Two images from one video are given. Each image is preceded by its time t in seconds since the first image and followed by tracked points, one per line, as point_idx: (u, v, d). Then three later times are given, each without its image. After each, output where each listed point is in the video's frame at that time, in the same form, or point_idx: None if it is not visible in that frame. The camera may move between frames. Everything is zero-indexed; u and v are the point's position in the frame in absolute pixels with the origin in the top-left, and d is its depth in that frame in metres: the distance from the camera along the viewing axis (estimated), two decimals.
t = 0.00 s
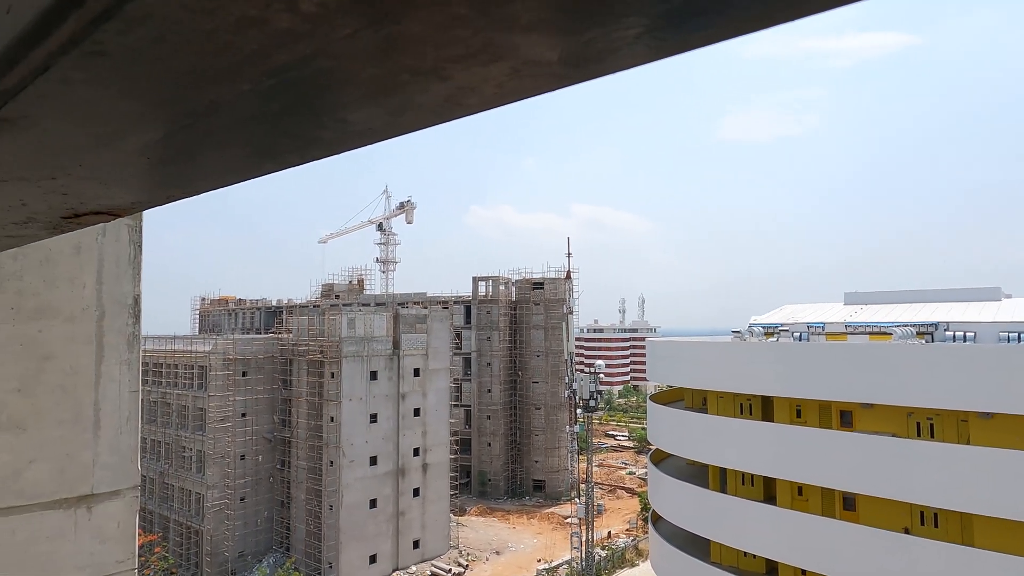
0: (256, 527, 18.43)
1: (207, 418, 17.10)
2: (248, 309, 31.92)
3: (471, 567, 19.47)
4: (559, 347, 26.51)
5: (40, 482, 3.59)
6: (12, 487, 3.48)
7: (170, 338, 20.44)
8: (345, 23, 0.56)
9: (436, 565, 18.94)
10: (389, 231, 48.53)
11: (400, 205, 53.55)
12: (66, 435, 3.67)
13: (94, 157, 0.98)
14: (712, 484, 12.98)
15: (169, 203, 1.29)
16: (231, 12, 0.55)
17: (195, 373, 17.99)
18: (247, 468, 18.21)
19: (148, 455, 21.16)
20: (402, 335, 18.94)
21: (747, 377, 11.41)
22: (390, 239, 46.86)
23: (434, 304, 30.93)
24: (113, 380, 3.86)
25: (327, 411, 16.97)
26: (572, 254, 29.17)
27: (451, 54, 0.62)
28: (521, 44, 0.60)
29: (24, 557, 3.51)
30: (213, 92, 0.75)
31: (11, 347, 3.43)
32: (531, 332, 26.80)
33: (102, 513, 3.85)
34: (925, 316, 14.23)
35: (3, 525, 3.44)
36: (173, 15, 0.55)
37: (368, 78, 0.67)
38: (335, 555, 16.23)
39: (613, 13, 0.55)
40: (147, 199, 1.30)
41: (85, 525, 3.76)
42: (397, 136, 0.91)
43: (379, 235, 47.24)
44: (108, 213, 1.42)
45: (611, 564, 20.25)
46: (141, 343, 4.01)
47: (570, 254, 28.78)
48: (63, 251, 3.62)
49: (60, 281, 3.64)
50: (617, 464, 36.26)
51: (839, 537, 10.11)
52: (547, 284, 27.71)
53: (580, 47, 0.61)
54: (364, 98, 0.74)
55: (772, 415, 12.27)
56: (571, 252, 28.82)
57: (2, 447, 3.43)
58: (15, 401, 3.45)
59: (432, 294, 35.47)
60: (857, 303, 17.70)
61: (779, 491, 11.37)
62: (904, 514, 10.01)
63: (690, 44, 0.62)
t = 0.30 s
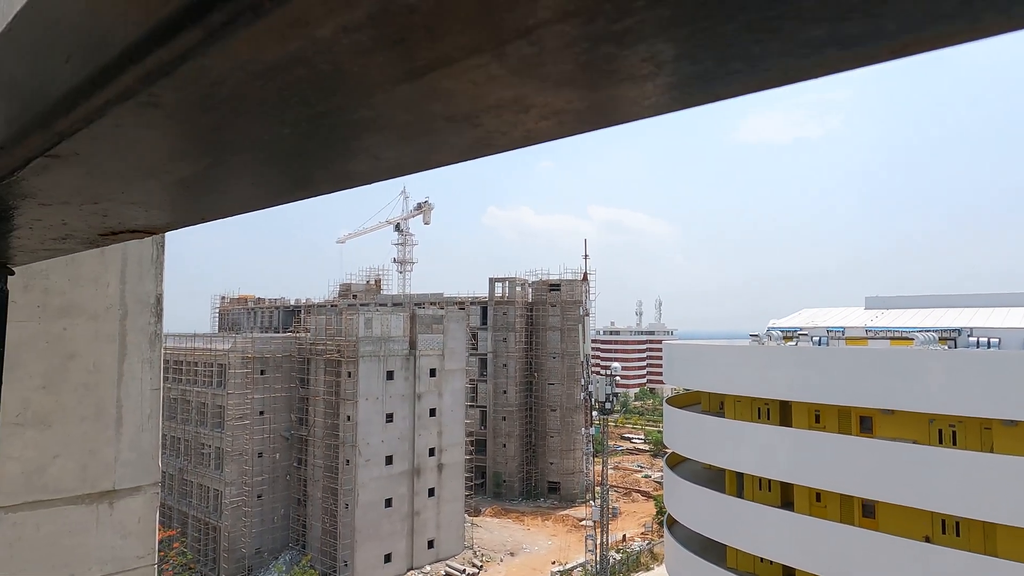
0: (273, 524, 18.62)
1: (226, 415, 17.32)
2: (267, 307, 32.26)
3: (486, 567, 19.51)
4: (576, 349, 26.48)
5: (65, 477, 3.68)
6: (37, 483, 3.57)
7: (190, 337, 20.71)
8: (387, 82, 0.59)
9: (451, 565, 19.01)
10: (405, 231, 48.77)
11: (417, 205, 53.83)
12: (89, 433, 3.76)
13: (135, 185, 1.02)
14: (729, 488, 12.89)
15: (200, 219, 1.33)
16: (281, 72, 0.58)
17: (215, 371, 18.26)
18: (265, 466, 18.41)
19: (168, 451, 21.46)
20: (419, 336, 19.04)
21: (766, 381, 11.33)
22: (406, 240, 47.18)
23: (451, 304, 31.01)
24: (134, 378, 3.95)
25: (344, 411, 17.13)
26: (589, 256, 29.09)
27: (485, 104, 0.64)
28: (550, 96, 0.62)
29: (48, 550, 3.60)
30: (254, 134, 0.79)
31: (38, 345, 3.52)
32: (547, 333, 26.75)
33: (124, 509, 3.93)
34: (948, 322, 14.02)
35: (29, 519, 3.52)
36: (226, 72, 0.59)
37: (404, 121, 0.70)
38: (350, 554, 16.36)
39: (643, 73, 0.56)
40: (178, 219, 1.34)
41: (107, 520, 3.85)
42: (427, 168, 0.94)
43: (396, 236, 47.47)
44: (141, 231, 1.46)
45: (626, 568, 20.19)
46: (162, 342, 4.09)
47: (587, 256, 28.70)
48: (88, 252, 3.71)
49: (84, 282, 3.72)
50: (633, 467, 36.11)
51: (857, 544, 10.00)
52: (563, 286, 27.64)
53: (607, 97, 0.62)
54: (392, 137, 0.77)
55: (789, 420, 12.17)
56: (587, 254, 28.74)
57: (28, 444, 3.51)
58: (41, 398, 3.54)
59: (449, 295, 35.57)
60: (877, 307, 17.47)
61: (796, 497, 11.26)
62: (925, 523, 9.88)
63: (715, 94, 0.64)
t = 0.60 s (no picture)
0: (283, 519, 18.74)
1: (238, 410, 17.46)
2: (280, 304, 32.46)
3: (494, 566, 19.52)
4: (586, 349, 26.43)
5: (79, 468, 3.72)
6: (52, 472, 3.61)
7: (203, 331, 20.89)
8: (399, 52, 0.59)
9: (459, 563, 19.05)
10: (418, 229, 48.88)
11: (430, 203, 53.93)
12: (104, 424, 3.80)
13: (151, 167, 1.03)
14: (739, 490, 12.83)
15: (215, 206, 1.34)
16: (291, 44, 0.59)
17: (227, 366, 18.41)
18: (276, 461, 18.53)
19: (181, 445, 21.65)
20: (430, 333, 19.07)
21: (778, 383, 11.26)
22: (419, 238, 47.30)
23: (462, 302, 31.05)
24: (148, 371, 3.99)
25: (354, 407, 17.20)
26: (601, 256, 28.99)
27: (496, 79, 0.64)
28: (561, 73, 0.62)
29: (62, 539, 3.64)
30: (267, 111, 0.79)
31: (54, 337, 3.56)
32: (558, 333, 26.71)
33: (136, 500, 3.98)
34: (964, 326, 13.85)
35: (44, 509, 3.57)
36: (240, 46, 0.59)
37: (416, 101, 0.71)
38: (359, 550, 16.43)
39: (653, 46, 0.56)
40: (193, 204, 1.35)
41: (119, 511, 3.90)
42: (438, 152, 0.95)
43: (409, 234, 47.58)
44: (157, 216, 1.48)
45: (634, 569, 20.14)
46: (176, 336, 4.13)
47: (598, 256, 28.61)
48: (104, 244, 3.76)
49: (100, 274, 3.76)
50: (643, 468, 35.99)
51: (868, 549, 9.91)
52: (575, 285, 27.59)
53: (617, 74, 0.63)
54: (404, 118, 0.78)
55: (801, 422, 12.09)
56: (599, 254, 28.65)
57: (44, 434, 3.56)
58: (57, 389, 3.58)
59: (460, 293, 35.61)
60: (893, 311, 17.30)
61: (807, 501, 11.19)
62: (938, 528, 9.78)
63: (727, 71, 0.64)
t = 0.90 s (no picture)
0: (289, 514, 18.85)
1: (244, 405, 17.54)
2: (286, 299, 32.57)
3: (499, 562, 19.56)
4: (592, 346, 26.38)
5: (87, 462, 3.75)
6: (60, 466, 3.63)
7: (211, 327, 20.99)
8: (360, 67, 0.59)
9: (464, 559, 19.10)
10: (424, 225, 48.94)
11: (437, 200, 54.03)
12: (110, 419, 3.83)
13: (137, 172, 1.04)
14: (745, 488, 12.81)
15: (206, 210, 1.35)
16: (256, 57, 0.58)
17: (234, 361, 18.50)
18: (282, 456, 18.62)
19: (187, 440, 21.75)
20: (435, 330, 19.09)
21: (783, 381, 11.23)
22: (426, 234, 47.31)
23: (468, 299, 31.07)
24: (155, 366, 4.01)
25: (360, 403, 17.25)
26: (607, 253, 28.92)
27: (461, 92, 0.65)
28: (529, 84, 0.62)
29: (69, 533, 3.67)
30: (246, 122, 0.79)
31: (62, 332, 3.58)
32: (564, 329, 26.69)
33: (142, 495, 4.00)
34: (973, 325, 13.76)
35: (51, 502, 3.60)
36: (199, 58, 0.59)
37: (390, 110, 0.70)
38: (364, 545, 16.50)
39: (617, 60, 0.56)
40: (184, 207, 1.35)
41: (126, 505, 3.92)
42: (421, 157, 0.95)
43: (416, 230, 47.57)
44: (148, 218, 1.48)
45: (639, 566, 20.14)
46: (182, 331, 4.14)
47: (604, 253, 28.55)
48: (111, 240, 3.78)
49: (108, 270, 3.78)
50: (648, 466, 35.97)
51: (874, 549, 9.87)
52: (581, 283, 27.56)
53: (589, 86, 0.62)
54: (378, 125, 0.77)
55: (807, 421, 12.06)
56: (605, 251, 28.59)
57: (51, 428, 3.58)
58: (65, 383, 3.60)
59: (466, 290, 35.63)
60: (901, 309, 17.21)
61: (813, 499, 11.16)
62: (944, 528, 9.74)
63: (698, 83, 0.63)
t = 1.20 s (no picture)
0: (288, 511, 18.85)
1: (243, 402, 17.54)
2: (285, 297, 32.48)
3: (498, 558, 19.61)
4: (591, 343, 26.37)
5: (86, 460, 3.75)
6: (59, 464, 3.64)
7: (210, 324, 20.98)
8: (362, 79, 0.59)
9: (463, 555, 19.13)
10: (423, 222, 48.83)
11: (437, 196, 53.89)
12: (109, 416, 3.83)
13: (138, 177, 1.04)
14: (743, 485, 12.83)
15: (206, 213, 1.35)
16: (257, 68, 0.58)
17: (233, 358, 18.51)
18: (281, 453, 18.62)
19: (186, 437, 21.72)
20: (434, 327, 19.09)
21: (782, 378, 11.24)
22: (424, 231, 47.22)
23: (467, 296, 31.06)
24: (154, 364, 4.01)
25: (359, 400, 17.26)
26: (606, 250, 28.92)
27: (460, 102, 0.65)
28: (530, 96, 0.62)
29: (68, 531, 3.67)
30: (246, 129, 0.79)
31: (60, 330, 3.58)
32: (562, 326, 26.68)
33: (142, 492, 4.01)
34: (971, 321, 13.78)
35: (50, 500, 3.60)
36: (201, 72, 0.60)
37: (391, 118, 0.71)
38: (363, 542, 16.52)
39: (617, 74, 0.56)
40: (184, 211, 1.35)
41: (126, 503, 3.92)
42: (422, 164, 0.95)
43: (415, 227, 47.44)
44: (148, 222, 1.48)
45: (638, 562, 20.19)
46: (181, 329, 4.14)
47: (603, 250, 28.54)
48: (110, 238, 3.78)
49: (106, 267, 3.78)
50: (647, 462, 36.04)
51: (873, 544, 9.89)
52: (579, 279, 27.55)
53: (589, 97, 0.62)
54: (379, 134, 0.77)
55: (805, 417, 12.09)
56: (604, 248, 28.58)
57: (50, 426, 3.59)
58: (63, 381, 3.60)
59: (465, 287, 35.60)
60: (899, 306, 17.22)
61: (812, 495, 11.19)
62: (942, 524, 9.77)
63: (698, 96, 0.64)
